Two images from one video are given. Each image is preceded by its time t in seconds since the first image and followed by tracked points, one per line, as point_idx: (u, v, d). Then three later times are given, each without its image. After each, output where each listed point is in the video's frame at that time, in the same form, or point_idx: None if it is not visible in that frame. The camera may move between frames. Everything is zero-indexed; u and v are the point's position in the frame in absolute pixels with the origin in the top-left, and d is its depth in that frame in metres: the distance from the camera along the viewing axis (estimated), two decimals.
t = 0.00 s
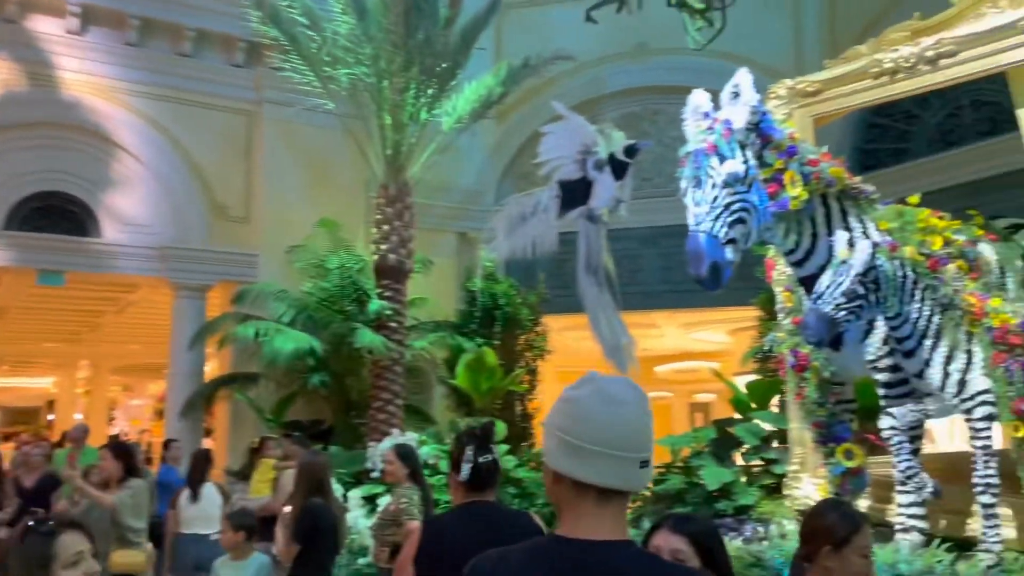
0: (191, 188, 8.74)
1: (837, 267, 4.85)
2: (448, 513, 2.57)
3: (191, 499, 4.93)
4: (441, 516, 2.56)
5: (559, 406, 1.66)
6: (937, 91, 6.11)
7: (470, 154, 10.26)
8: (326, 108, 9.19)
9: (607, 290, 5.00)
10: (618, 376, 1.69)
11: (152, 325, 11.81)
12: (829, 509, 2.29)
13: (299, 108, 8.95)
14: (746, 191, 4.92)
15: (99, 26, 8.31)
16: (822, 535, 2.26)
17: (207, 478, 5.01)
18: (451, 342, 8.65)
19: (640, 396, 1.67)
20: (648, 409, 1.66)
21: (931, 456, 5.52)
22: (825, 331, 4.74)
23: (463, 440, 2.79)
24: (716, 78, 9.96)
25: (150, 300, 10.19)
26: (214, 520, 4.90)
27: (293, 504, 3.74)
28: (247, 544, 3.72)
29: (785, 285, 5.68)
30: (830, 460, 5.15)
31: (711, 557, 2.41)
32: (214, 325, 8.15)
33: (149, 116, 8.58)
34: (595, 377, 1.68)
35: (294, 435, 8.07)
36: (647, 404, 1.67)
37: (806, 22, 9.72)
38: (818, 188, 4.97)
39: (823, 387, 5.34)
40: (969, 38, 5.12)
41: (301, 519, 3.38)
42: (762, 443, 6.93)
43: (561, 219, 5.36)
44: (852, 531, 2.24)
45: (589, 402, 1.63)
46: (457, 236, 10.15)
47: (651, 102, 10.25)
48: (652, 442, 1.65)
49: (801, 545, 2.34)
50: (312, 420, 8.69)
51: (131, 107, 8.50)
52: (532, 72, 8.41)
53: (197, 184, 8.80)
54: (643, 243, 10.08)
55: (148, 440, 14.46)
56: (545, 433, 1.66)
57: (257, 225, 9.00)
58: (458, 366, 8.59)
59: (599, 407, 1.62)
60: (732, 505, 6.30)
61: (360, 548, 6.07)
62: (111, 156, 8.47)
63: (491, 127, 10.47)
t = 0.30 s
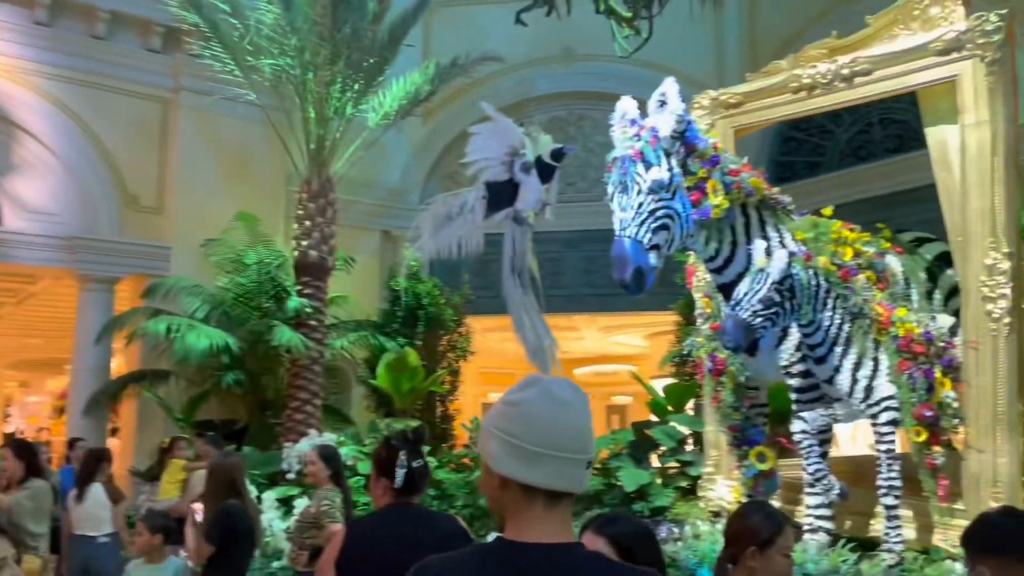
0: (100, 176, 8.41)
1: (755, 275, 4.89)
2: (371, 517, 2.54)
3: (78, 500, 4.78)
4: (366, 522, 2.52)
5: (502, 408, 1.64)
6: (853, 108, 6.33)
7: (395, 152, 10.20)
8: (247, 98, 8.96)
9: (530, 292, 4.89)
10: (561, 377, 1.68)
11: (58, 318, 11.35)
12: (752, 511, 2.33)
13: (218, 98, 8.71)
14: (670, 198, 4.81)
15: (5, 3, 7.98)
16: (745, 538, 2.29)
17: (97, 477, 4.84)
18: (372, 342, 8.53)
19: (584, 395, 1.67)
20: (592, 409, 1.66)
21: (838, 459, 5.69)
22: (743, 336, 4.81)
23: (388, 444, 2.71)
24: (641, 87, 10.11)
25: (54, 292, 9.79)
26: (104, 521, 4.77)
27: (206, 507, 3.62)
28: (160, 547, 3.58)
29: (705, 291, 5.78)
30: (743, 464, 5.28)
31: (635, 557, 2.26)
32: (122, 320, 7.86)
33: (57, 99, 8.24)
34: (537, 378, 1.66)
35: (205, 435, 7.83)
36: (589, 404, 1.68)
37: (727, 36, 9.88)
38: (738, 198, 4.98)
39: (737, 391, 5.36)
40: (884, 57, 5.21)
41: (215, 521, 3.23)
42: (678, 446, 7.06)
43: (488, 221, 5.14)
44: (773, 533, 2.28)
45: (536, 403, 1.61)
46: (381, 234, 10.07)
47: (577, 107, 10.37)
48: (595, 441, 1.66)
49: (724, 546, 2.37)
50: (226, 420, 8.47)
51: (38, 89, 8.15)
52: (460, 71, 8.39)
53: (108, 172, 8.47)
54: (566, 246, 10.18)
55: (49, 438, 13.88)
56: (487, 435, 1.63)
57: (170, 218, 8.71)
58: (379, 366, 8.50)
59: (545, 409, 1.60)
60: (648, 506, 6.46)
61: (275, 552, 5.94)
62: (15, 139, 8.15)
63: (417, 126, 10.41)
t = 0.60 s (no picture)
0: (38, 165, 8.19)
1: (704, 278, 4.91)
2: (313, 515, 2.46)
3: None
4: (308, 519, 2.44)
5: (467, 408, 1.58)
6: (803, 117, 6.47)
7: (346, 149, 10.18)
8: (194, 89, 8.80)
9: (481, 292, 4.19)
10: (526, 375, 1.63)
11: None
12: (705, 510, 2.34)
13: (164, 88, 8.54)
14: (623, 201, 4.70)
15: None
16: (701, 537, 2.30)
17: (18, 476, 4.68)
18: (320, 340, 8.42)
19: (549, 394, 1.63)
20: (558, 408, 1.62)
21: (781, 459, 5.78)
22: (692, 339, 4.72)
23: (330, 446, 2.67)
24: (594, 90, 10.18)
25: None
26: (22, 519, 4.60)
27: (145, 504, 3.54)
28: (109, 547, 3.48)
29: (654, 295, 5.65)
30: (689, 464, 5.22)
31: (597, 557, 2.10)
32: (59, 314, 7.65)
33: None
34: (503, 377, 1.61)
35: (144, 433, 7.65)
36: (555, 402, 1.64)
37: (680, 41, 10.02)
38: (688, 203, 4.98)
39: (684, 392, 5.31)
40: (832, 68, 5.31)
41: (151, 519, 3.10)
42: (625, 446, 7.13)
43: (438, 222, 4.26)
44: (728, 531, 2.30)
45: (503, 404, 1.56)
46: (330, 230, 10.01)
47: (530, 108, 10.40)
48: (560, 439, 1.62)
49: (676, 547, 2.37)
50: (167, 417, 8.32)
51: None
52: (413, 68, 8.34)
53: (47, 160, 8.26)
54: (517, 247, 10.20)
55: None
56: (452, 435, 1.57)
57: (111, 209, 8.49)
58: (326, 364, 8.41)
59: (512, 409, 1.56)
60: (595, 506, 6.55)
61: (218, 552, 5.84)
62: None
63: (369, 122, 10.33)
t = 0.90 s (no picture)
0: (6, 156, 8.01)
1: (679, 278, 4.88)
2: (285, 512, 2.36)
3: None
4: (280, 517, 2.34)
5: (458, 404, 1.57)
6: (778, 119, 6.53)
7: (322, 144, 10.12)
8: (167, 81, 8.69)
9: (456, 290, 4.09)
10: (516, 370, 1.63)
11: None
12: (697, 514, 2.33)
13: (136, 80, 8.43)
14: (601, 201, 4.62)
15: None
16: (697, 539, 2.29)
17: None
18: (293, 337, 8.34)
19: (539, 389, 1.62)
20: (548, 403, 1.62)
21: (753, 459, 5.81)
22: (667, 338, 4.73)
23: (304, 441, 2.67)
24: (571, 90, 10.20)
25: None
26: None
27: (119, 501, 3.48)
28: (86, 543, 3.43)
29: (629, 293, 5.65)
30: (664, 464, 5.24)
31: (583, 553, 2.08)
32: (26, 309, 7.48)
33: None
34: (494, 372, 1.61)
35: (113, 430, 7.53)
36: (545, 397, 1.63)
37: (657, 43, 10.08)
38: (665, 203, 4.99)
39: (659, 392, 5.36)
40: (808, 71, 5.35)
41: (125, 518, 3.02)
42: (599, 445, 7.15)
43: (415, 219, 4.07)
44: (719, 531, 2.33)
45: (494, 398, 1.56)
46: (304, 226, 9.95)
47: (506, 107, 10.41)
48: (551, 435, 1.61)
49: (664, 552, 2.34)
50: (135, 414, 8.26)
51: None
52: (390, 65, 8.30)
53: (14, 153, 8.07)
54: (492, 245, 10.20)
55: None
56: (444, 430, 1.56)
57: (81, 202, 8.36)
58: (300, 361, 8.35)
59: (503, 402, 1.55)
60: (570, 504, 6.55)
61: (190, 550, 5.77)
62: None
63: (345, 118, 10.27)
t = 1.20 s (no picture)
0: None
1: (671, 279, 4.90)
2: (284, 510, 2.37)
3: None
4: (278, 514, 2.34)
5: (459, 404, 1.57)
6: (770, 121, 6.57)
7: (313, 143, 10.12)
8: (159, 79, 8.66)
9: (449, 289, 4.10)
10: (516, 369, 1.63)
11: None
12: (699, 516, 2.34)
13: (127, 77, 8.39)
14: (594, 201, 4.64)
15: None
16: (700, 543, 2.31)
17: None
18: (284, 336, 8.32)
19: (538, 387, 1.62)
20: (548, 401, 1.62)
21: (744, 460, 5.84)
22: (658, 339, 4.81)
23: (303, 440, 2.68)
24: (563, 91, 10.23)
25: None
26: None
27: (111, 501, 3.46)
28: (76, 543, 3.42)
29: (620, 294, 5.67)
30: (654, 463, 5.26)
31: (583, 553, 2.08)
32: (15, 306, 7.44)
33: None
34: (495, 371, 1.61)
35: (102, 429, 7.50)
36: (546, 396, 1.63)
37: (649, 46, 10.12)
38: (658, 205, 4.97)
39: (650, 392, 5.31)
40: (799, 74, 5.37)
41: (118, 517, 3.00)
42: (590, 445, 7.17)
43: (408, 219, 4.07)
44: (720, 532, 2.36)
45: (495, 398, 1.56)
46: (295, 225, 9.94)
47: (499, 107, 10.43)
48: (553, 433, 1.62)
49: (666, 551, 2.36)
50: (125, 413, 8.24)
51: None
52: (383, 64, 8.29)
53: (4, 151, 8.03)
54: (484, 245, 10.22)
55: None
56: (447, 430, 1.56)
57: (71, 200, 8.32)
58: (291, 361, 8.34)
59: (503, 402, 1.55)
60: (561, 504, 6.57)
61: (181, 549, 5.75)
62: None
63: (337, 118, 10.27)
